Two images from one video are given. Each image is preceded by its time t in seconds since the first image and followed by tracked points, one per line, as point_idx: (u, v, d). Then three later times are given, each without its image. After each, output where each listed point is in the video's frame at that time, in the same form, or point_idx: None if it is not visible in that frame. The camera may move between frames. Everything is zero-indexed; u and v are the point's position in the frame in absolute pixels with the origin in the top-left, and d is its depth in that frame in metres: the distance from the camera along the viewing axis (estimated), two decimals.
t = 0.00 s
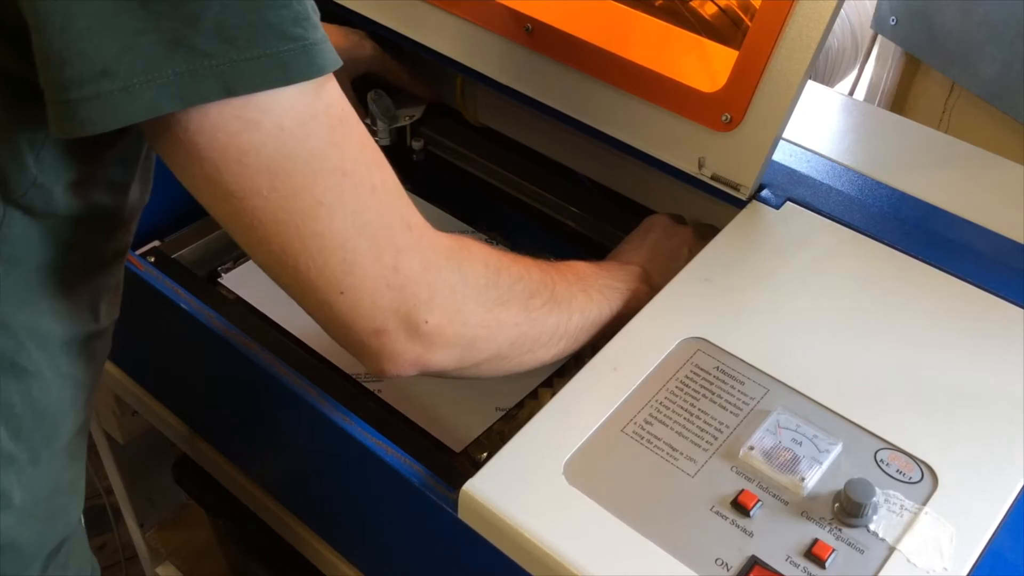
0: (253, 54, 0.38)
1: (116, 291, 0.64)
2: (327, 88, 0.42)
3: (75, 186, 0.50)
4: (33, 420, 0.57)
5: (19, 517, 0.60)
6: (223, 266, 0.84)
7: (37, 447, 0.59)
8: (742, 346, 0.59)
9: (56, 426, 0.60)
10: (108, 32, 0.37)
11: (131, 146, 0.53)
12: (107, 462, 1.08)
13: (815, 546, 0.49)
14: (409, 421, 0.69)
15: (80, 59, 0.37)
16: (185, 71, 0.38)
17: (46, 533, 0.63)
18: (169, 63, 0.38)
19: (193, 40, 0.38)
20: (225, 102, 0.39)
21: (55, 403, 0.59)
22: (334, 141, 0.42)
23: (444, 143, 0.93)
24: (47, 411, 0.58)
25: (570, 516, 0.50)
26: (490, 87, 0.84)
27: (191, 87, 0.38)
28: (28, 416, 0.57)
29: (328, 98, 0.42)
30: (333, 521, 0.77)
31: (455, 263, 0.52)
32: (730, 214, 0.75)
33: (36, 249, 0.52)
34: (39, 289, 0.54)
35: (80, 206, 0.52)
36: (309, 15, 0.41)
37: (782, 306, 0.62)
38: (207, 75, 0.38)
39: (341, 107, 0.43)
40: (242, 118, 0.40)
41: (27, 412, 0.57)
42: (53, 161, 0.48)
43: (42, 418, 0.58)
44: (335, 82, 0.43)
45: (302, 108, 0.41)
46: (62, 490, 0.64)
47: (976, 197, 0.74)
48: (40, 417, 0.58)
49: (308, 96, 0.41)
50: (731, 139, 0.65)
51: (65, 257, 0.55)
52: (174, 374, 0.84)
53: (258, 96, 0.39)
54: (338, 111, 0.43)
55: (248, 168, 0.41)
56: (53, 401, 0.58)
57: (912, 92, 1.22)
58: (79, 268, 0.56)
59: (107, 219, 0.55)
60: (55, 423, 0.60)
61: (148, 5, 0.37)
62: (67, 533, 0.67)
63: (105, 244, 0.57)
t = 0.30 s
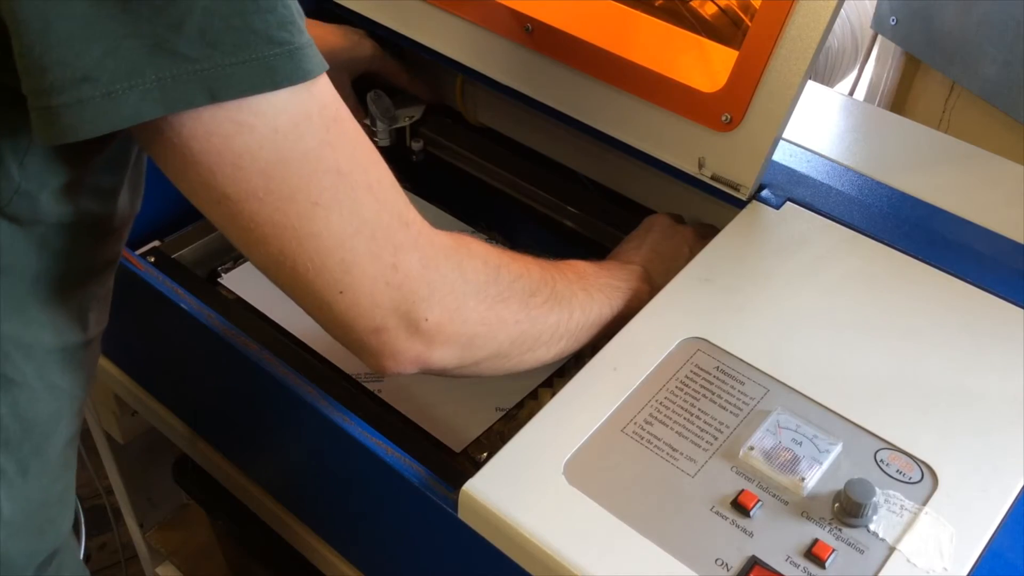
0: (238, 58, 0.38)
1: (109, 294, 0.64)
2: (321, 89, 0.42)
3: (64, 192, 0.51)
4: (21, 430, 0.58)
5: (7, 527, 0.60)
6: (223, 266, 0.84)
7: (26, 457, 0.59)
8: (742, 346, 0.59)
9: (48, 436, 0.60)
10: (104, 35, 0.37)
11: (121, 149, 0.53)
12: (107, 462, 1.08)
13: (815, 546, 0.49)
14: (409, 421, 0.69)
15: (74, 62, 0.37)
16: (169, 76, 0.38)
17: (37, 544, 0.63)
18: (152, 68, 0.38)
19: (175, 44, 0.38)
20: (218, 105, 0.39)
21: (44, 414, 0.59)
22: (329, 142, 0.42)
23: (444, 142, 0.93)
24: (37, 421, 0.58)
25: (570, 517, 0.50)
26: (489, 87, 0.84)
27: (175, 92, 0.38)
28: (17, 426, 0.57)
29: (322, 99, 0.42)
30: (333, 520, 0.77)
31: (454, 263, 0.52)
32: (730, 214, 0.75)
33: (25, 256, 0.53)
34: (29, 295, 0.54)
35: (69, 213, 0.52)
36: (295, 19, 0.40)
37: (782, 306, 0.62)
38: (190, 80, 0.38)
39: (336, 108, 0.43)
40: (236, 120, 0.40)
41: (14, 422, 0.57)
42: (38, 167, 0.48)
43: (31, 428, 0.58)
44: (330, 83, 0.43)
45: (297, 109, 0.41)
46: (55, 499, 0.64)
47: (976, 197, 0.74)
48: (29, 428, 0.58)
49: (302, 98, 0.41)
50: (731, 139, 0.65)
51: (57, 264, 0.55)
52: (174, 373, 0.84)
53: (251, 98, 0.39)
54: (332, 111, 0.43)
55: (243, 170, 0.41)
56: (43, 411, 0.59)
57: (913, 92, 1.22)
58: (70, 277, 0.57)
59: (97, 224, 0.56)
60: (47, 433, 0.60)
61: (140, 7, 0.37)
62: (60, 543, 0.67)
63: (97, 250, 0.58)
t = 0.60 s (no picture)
0: (242, 59, 0.38)
1: (111, 296, 0.64)
2: (323, 90, 0.42)
3: (67, 193, 0.51)
4: (24, 432, 0.58)
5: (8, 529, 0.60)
6: (223, 266, 0.84)
7: (29, 458, 0.59)
8: (743, 346, 0.59)
9: (51, 438, 0.60)
10: (106, 36, 0.37)
11: (123, 150, 0.53)
12: (107, 463, 1.08)
13: (815, 546, 0.49)
14: (409, 421, 0.69)
15: (77, 62, 0.37)
16: (172, 77, 0.38)
17: (38, 546, 0.63)
18: (156, 69, 0.38)
19: (178, 45, 0.38)
20: (221, 106, 0.39)
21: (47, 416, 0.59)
22: (332, 143, 0.42)
23: (443, 143, 0.93)
24: (40, 422, 0.58)
25: (570, 516, 0.50)
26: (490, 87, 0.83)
27: (179, 93, 0.38)
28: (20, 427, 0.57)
29: (325, 100, 0.42)
30: (333, 521, 0.77)
31: (455, 263, 0.52)
32: (730, 214, 0.75)
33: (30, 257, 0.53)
34: (32, 296, 0.54)
35: (73, 214, 0.52)
36: (299, 21, 0.40)
37: (782, 306, 0.62)
38: (194, 81, 0.38)
39: (338, 108, 0.43)
40: (239, 121, 0.40)
41: (17, 423, 0.57)
42: (42, 168, 0.48)
43: (33, 429, 0.58)
44: (332, 84, 0.43)
45: (299, 110, 0.41)
46: (57, 501, 0.64)
47: (976, 197, 0.74)
48: (32, 429, 0.58)
49: (305, 99, 0.41)
50: (731, 139, 0.65)
51: (61, 265, 0.55)
52: (175, 374, 0.84)
53: (254, 99, 0.39)
54: (334, 112, 0.43)
55: (246, 171, 0.41)
56: (46, 412, 0.59)
57: (912, 92, 1.22)
58: (74, 278, 0.57)
59: (100, 224, 0.56)
60: (49, 435, 0.60)
61: (143, 8, 0.37)
62: (60, 545, 0.67)
63: (100, 251, 0.58)
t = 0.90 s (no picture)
0: (249, 58, 0.38)
1: (115, 295, 0.64)
2: (326, 90, 0.42)
3: (73, 192, 0.51)
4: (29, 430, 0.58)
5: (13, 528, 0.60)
6: (223, 266, 0.84)
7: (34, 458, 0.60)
8: (743, 346, 0.59)
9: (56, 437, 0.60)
10: (110, 36, 0.37)
11: (129, 149, 0.53)
12: (107, 462, 1.08)
13: (815, 546, 0.49)
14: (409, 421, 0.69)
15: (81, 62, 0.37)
16: (181, 76, 0.38)
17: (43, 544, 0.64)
18: (162, 68, 0.38)
19: (185, 45, 0.38)
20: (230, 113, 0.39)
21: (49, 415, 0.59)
22: (334, 144, 0.42)
23: (443, 143, 0.93)
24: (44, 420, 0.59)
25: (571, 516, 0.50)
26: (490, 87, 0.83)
27: (186, 92, 0.38)
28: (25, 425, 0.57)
29: (327, 101, 0.42)
30: (334, 523, 0.77)
31: (456, 263, 0.52)
32: (730, 214, 0.75)
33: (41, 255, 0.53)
34: (38, 295, 0.55)
35: (79, 212, 0.52)
36: (306, 20, 0.40)
37: (782, 307, 0.62)
38: (201, 80, 0.38)
39: (341, 108, 0.43)
40: (244, 122, 0.40)
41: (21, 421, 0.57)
42: (50, 166, 0.48)
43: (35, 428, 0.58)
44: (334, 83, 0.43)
45: (303, 110, 0.41)
46: (61, 499, 0.64)
47: (976, 197, 0.74)
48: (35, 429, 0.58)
49: (307, 99, 0.41)
50: (731, 139, 0.65)
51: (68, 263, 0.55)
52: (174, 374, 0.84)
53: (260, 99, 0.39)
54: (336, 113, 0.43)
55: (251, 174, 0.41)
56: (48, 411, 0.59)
57: (912, 93, 1.22)
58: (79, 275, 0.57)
59: (105, 223, 0.55)
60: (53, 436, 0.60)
61: (147, 7, 0.37)
62: (64, 544, 0.67)
63: (105, 249, 0.58)
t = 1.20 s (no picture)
0: (192, 58, 0.38)
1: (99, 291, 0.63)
2: (242, 130, 0.39)
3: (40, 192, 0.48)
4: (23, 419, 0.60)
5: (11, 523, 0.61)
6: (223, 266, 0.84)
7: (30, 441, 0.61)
8: (743, 346, 0.59)
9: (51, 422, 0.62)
10: (107, 40, 0.37)
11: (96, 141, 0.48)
12: (107, 462, 1.08)
13: (815, 546, 0.49)
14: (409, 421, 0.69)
15: (80, 61, 0.37)
16: (127, 77, 0.37)
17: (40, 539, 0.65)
18: (100, 70, 0.37)
19: (124, 45, 0.37)
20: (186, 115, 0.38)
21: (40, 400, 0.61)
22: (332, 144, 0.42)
23: (444, 143, 0.93)
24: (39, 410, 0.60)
25: (570, 516, 0.50)
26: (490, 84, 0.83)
27: (124, 94, 0.37)
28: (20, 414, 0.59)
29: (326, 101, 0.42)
30: (334, 523, 0.77)
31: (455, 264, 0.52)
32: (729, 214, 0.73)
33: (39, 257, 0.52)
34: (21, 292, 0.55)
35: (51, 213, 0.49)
36: (259, 17, 0.40)
37: (782, 307, 0.62)
38: (141, 81, 0.37)
39: (250, 150, 0.40)
40: (139, 141, 0.38)
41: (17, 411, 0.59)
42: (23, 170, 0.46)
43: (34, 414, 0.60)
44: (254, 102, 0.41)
45: (194, 138, 0.38)
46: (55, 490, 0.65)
47: (977, 197, 0.74)
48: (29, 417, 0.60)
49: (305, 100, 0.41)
50: (732, 139, 0.65)
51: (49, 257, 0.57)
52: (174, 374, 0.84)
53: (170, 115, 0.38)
54: (257, 142, 0.40)
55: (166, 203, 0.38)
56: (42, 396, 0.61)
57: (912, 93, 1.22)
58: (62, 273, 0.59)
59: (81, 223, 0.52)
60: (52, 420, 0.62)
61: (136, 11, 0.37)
62: (63, 541, 0.68)
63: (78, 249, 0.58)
